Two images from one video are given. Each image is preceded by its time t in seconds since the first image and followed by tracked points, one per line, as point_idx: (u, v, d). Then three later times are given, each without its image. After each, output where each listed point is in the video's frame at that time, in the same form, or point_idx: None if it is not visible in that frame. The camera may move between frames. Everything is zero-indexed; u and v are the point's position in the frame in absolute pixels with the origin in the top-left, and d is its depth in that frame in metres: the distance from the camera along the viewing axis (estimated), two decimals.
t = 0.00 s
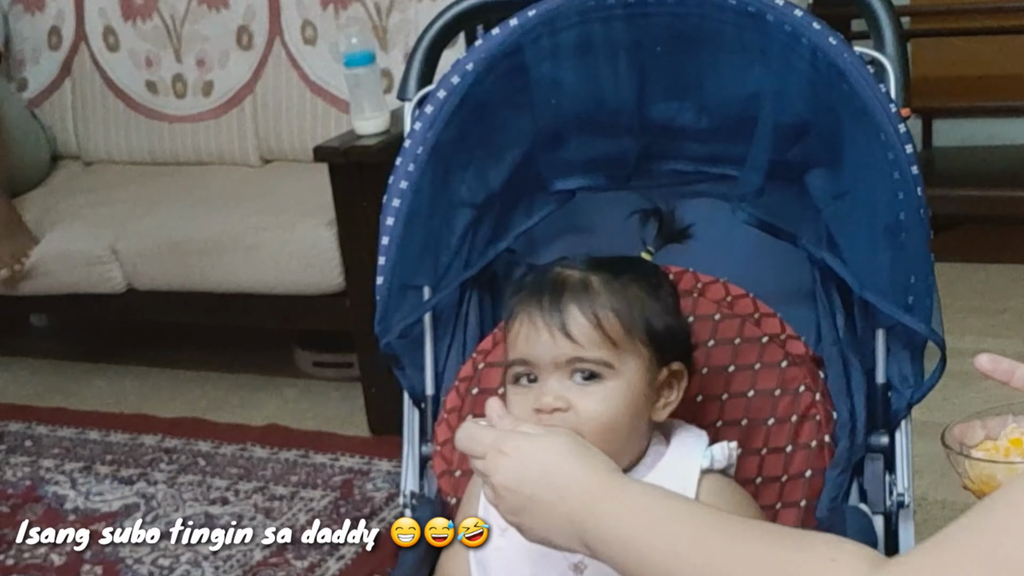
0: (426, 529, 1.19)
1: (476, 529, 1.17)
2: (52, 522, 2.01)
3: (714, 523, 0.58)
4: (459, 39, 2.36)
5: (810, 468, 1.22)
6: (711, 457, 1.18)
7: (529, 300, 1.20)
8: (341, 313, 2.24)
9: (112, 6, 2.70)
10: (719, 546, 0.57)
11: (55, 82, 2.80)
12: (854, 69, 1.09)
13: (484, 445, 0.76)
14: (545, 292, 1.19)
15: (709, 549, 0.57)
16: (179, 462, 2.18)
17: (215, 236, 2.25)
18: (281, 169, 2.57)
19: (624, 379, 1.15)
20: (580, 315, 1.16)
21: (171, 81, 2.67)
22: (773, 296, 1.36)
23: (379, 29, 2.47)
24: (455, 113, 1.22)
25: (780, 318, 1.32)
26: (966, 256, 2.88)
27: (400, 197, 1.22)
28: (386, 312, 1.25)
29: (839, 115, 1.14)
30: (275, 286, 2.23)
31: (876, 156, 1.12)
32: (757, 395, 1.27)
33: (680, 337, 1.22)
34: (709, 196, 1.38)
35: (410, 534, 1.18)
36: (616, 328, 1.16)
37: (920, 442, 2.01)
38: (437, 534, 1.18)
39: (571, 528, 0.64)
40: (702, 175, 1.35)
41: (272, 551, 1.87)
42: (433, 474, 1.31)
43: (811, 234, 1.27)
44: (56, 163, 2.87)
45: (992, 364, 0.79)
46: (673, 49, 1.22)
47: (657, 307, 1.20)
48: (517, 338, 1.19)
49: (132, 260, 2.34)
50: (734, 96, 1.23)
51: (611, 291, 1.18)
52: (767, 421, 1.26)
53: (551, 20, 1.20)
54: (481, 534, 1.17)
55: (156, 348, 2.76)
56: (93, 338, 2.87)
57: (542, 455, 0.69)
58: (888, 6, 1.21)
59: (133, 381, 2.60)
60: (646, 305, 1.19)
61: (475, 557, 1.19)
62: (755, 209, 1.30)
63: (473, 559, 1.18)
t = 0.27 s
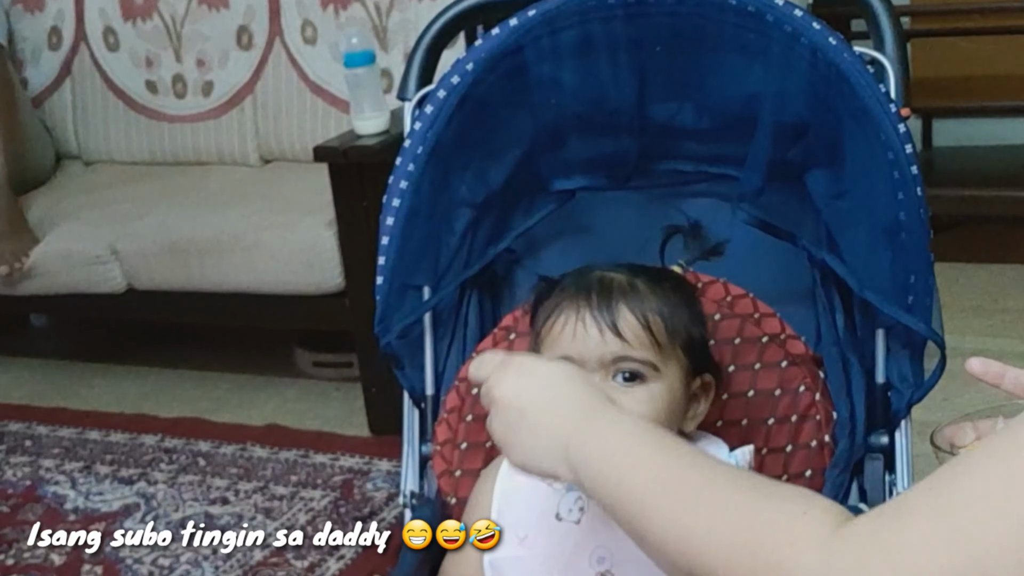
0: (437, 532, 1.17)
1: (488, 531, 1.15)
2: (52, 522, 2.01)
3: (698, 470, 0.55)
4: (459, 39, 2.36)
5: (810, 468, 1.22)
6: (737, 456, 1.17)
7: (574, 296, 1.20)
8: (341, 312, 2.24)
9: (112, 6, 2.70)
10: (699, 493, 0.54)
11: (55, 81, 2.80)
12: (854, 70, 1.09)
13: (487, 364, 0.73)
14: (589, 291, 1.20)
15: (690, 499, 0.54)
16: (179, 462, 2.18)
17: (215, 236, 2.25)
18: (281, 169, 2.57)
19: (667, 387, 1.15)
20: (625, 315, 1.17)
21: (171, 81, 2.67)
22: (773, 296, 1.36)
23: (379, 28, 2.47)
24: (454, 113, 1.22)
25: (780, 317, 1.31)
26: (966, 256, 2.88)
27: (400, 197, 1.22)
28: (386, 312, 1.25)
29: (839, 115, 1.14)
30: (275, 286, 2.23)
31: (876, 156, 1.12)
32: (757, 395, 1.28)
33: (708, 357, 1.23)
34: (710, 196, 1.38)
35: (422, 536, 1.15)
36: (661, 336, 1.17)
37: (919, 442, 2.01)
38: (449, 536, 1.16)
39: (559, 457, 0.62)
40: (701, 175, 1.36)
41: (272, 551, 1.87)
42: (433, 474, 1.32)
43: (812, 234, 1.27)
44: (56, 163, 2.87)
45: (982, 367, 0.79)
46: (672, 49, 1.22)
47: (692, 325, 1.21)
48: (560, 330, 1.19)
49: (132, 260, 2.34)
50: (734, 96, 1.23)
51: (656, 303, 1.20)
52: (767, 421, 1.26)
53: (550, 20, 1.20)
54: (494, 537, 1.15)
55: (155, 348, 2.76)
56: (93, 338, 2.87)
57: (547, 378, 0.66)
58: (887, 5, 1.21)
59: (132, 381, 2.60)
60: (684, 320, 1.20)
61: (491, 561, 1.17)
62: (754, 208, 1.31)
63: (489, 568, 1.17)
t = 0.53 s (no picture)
0: (437, 552, 1.17)
1: (487, 551, 1.14)
2: (52, 522, 2.01)
3: (697, 382, 0.53)
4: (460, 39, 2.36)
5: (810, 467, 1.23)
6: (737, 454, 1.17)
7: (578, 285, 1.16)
8: (342, 313, 2.24)
9: (112, 6, 2.70)
10: (697, 403, 0.52)
11: (55, 81, 2.80)
12: (854, 70, 1.09)
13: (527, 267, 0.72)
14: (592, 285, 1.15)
15: (682, 405, 0.52)
16: (179, 462, 2.18)
17: (215, 236, 2.25)
18: (282, 169, 2.57)
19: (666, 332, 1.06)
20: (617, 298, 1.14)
21: (171, 81, 2.67)
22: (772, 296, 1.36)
23: (379, 28, 2.47)
24: (454, 113, 1.22)
25: (780, 318, 1.31)
26: (966, 256, 2.88)
27: (400, 197, 1.22)
28: (386, 313, 1.25)
29: (839, 115, 1.14)
30: (276, 286, 2.23)
31: (876, 156, 1.11)
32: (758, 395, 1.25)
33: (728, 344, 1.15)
34: (710, 197, 1.38)
35: (422, 556, 1.13)
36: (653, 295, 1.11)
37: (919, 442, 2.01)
38: (449, 556, 1.16)
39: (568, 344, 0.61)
40: (701, 174, 1.36)
41: (272, 551, 1.87)
42: (432, 474, 1.32)
43: (811, 235, 1.27)
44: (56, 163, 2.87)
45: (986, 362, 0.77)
46: (672, 48, 1.22)
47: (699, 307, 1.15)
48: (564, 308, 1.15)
49: (132, 260, 2.34)
50: (734, 95, 1.23)
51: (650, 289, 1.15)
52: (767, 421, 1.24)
53: (550, 20, 1.20)
54: (493, 557, 1.13)
55: (155, 348, 2.76)
56: (93, 338, 2.87)
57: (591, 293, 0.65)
58: (888, 6, 1.21)
59: (132, 381, 2.60)
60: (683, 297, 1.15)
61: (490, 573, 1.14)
62: (755, 209, 1.31)
63: None
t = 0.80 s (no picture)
0: (429, 525, 1.18)
1: (478, 523, 1.08)
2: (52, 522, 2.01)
3: (714, 485, 0.49)
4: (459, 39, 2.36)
5: (810, 468, 1.22)
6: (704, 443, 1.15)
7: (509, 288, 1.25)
8: (341, 313, 2.24)
9: (112, 6, 2.71)
10: (733, 527, 0.48)
11: (55, 81, 2.80)
12: (853, 70, 1.09)
13: (458, 371, 0.67)
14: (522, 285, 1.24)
15: (715, 516, 0.48)
16: (179, 462, 2.18)
17: (215, 236, 2.25)
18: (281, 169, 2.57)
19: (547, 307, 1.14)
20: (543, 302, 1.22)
21: (171, 81, 2.67)
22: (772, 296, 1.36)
23: (379, 29, 2.47)
24: (454, 113, 1.22)
25: (779, 318, 1.31)
26: (966, 256, 2.88)
27: (400, 197, 1.22)
28: (386, 312, 1.24)
29: (839, 115, 1.14)
30: (275, 286, 2.23)
31: (875, 156, 1.12)
32: (757, 395, 1.25)
33: (662, 297, 1.19)
34: (708, 197, 1.38)
35: (447, 528, 1.17)
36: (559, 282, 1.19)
37: (919, 442, 2.01)
38: (441, 529, 1.17)
39: (558, 471, 0.55)
40: (700, 175, 1.36)
41: (272, 551, 1.87)
42: (432, 473, 1.32)
43: (810, 235, 1.27)
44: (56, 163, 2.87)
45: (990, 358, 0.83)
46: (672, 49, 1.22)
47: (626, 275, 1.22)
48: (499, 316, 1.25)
49: (132, 260, 2.34)
50: (734, 96, 1.23)
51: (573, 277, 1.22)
52: (766, 421, 1.24)
53: (549, 20, 1.20)
54: (484, 530, 1.08)
55: (155, 348, 2.76)
56: (93, 338, 2.87)
57: (542, 390, 0.59)
58: (886, 6, 1.21)
59: (133, 380, 2.60)
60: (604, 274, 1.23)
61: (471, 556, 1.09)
62: (755, 209, 1.32)
63: (468, 560, 1.09)
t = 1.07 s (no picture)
0: (427, 530, 1.24)
1: (479, 529, 1.23)
2: (52, 521, 2.01)
3: None
4: (459, 39, 2.36)
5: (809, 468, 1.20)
6: (615, 457, 1.16)
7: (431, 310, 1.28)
8: (341, 313, 2.24)
9: (112, 6, 2.71)
10: None
11: (55, 82, 2.80)
12: (853, 69, 1.09)
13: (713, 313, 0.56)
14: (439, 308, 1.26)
15: None
16: (179, 462, 2.18)
17: (215, 236, 2.25)
18: (281, 169, 2.58)
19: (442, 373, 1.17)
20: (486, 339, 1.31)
21: (171, 81, 2.67)
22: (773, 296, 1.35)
23: (379, 29, 2.47)
24: (455, 113, 1.22)
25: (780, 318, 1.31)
26: (966, 256, 2.88)
27: (400, 197, 1.22)
28: (385, 313, 1.24)
29: (839, 115, 1.14)
30: (275, 286, 2.23)
31: (875, 155, 1.11)
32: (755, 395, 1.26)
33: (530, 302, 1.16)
34: (709, 197, 1.38)
35: (445, 534, 1.23)
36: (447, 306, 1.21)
37: (918, 441, 2.01)
38: (439, 535, 1.23)
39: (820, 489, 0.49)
40: (701, 174, 1.36)
41: (271, 551, 1.88)
42: (432, 473, 1.32)
43: (811, 234, 1.27)
44: (56, 162, 2.87)
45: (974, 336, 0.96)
46: (672, 49, 1.22)
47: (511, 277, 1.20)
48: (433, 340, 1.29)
49: (132, 260, 2.34)
50: (734, 96, 1.23)
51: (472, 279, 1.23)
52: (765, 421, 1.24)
53: (550, 20, 1.20)
54: (483, 535, 1.22)
55: (154, 348, 2.76)
56: (92, 338, 2.87)
57: (788, 378, 0.51)
58: (886, 5, 1.21)
59: (133, 380, 2.60)
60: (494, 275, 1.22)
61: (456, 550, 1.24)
62: (755, 209, 1.30)
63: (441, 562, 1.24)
